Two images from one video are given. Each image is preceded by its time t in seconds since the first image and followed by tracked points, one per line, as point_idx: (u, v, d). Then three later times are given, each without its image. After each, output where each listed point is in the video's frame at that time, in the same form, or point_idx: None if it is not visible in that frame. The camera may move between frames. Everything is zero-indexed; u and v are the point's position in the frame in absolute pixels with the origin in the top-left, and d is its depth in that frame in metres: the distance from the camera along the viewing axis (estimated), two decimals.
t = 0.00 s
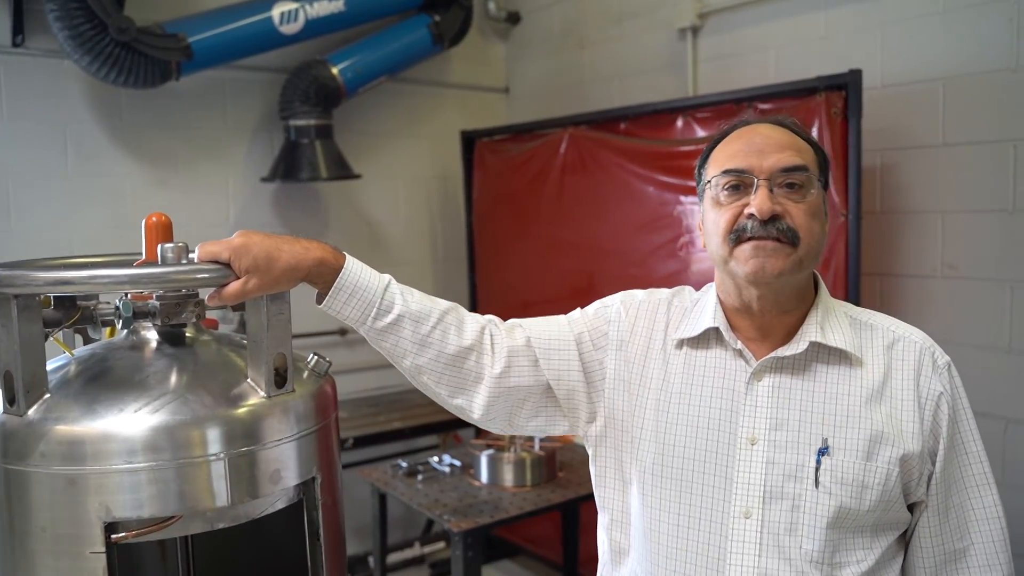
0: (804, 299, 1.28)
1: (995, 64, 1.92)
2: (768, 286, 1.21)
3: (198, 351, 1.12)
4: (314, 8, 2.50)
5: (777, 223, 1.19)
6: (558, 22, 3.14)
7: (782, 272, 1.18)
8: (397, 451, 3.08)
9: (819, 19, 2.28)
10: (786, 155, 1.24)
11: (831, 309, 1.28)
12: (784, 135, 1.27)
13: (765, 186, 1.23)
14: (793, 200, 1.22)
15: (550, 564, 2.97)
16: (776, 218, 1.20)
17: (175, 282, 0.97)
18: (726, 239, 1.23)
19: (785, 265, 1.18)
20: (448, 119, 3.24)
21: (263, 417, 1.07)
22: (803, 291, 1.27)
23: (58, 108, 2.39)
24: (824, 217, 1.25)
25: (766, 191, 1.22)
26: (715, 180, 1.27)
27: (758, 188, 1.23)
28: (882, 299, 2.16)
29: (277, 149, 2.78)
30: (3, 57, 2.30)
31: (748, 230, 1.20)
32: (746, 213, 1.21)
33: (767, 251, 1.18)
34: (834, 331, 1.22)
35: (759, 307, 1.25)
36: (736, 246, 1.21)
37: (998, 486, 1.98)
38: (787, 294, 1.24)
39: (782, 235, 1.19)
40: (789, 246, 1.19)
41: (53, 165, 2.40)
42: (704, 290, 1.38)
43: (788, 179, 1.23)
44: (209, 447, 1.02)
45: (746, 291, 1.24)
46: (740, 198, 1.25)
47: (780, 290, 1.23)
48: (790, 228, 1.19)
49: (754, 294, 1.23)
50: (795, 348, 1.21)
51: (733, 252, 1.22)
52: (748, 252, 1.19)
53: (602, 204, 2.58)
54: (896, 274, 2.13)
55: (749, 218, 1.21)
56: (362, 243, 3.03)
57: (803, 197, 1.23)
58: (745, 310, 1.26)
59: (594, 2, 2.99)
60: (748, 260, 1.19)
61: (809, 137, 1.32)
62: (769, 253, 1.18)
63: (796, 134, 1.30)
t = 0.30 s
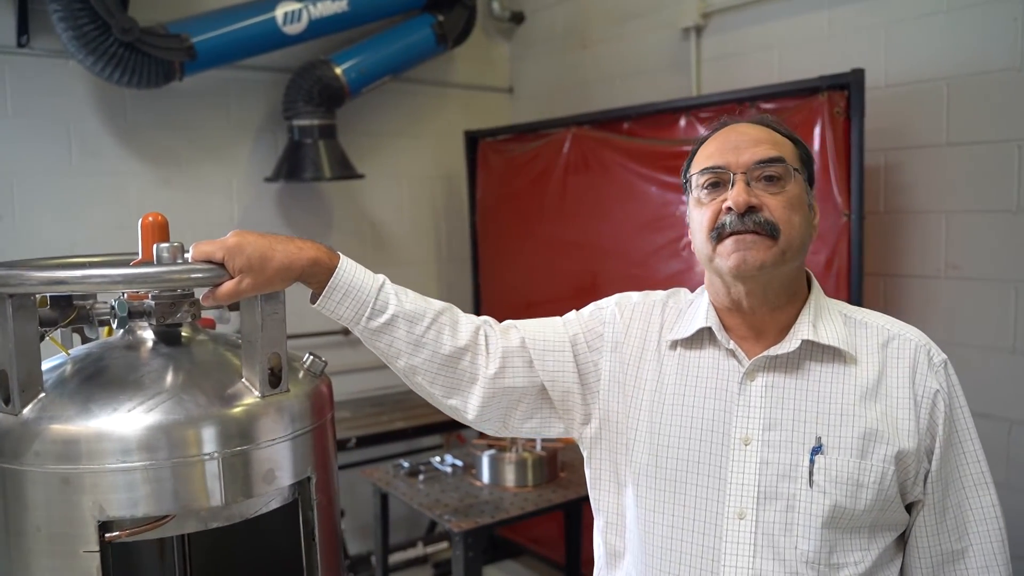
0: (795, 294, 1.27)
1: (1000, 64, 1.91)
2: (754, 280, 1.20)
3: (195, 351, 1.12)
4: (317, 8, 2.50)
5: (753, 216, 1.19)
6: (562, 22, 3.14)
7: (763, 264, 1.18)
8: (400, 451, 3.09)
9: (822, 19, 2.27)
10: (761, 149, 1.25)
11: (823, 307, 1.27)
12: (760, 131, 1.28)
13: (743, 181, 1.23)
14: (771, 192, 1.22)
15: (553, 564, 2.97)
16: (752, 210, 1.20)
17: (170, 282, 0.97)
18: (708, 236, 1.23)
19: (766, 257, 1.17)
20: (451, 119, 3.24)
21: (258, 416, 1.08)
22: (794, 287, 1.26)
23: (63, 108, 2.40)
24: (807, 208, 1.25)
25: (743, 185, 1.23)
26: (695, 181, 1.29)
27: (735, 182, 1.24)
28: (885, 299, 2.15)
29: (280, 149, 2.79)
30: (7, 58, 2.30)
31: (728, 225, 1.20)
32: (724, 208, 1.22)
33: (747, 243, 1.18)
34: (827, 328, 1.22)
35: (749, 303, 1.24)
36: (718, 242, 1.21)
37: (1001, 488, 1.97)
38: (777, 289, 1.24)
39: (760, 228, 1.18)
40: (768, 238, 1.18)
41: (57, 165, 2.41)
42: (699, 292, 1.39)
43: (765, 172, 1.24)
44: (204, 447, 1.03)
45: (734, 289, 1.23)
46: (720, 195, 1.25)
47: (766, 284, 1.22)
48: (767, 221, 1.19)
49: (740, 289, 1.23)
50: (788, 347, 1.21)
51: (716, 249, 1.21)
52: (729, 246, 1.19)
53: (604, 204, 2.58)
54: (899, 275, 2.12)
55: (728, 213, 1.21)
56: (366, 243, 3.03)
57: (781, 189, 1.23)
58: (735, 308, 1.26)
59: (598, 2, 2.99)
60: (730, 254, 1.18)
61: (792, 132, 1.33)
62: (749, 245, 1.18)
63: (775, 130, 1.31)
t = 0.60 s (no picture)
0: (806, 296, 1.26)
1: (1018, 62, 1.89)
2: (764, 285, 1.20)
3: (207, 350, 1.13)
4: (332, 9, 2.52)
5: (760, 220, 1.19)
6: (577, 22, 3.14)
7: (773, 269, 1.17)
8: (413, 450, 3.09)
9: (838, 18, 2.25)
10: (767, 152, 1.24)
11: (834, 308, 1.27)
12: (766, 133, 1.27)
13: (749, 184, 1.23)
14: (779, 195, 1.21)
15: (566, 565, 2.96)
16: (759, 214, 1.19)
17: (183, 282, 0.98)
18: (718, 241, 1.23)
19: (775, 262, 1.17)
20: (465, 119, 3.25)
21: (270, 415, 1.08)
22: (805, 288, 1.26)
23: (80, 108, 2.42)
24: (815, 210, 1.24)
25: (750, 189, 1.22)
26: (703, 186, 1.28)
27: (742, 186, 1.23)
28: (900, 300, 2.13)
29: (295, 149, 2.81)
30: (26, 59, 2.33)
31: (735, 229, 1.20)
32: (732, 213, 1.22)
33: (756, 249, 1.18)
34: (838, 329, 1.21)
35: (759, 307, 1.24)
36: (727, 248, 1.21)
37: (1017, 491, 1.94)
38: (787, 293, 1.23)
39: (767, 231, 1.18)
40: (776, 242, 1.18)
41: (75, 165, 2.43)
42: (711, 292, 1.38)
43: (772, 175, 1.23)
44: (217, 445, 1.04)
45: (743, 294, 1.23)
46: (727, 199, 1.25)
47: (776, 289, 1.21)
48: (774, 224, 1.18)
49: (750, 295, 1.22)
50: (798, 347, 1.20)
51: (726, 255, 1.21)
52: (738, 252, 1.19)
53: (618, 204, 2.58)
54: (914, 276, 2.10)
55: (735, 217, 1.21)
56: (380, 242, 3.04)
57: (788, 192, 1.22)
58: (746, 312, 1.26)
59: (612, 2, 2.98)
60: (739, 261, 1.18)
61: (798, 133, 1.32)
62: (758, 251, 1.17)
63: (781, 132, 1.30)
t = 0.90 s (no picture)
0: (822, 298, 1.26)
1: None
2: (782, 297, 1.20)
3: (224, 349, 1.14)
4: (351, 10, 2.53)
5: (776, 227, 1.18)
6: (595, 22, 3.13)
7: (792, 280, 1.17)
8: (431, 450, 3.10)
9: (858, 16, 2.23)
10: (784, 156, 1.23)
11: (848, 309, 1.26)
12: (781, 136, 1.26)
13: (763, 190, 1.22)
14: (794, 201, 1.20)
15: (583, 565, 2.96)
16: (775, 221, 1.18)
17: (201, 281, 0.99)
18: (734, 249, 1.22)
19: (794, 276, 1.17)
20: (483, 119, 3.25)
21: (287, 413, 1.09)
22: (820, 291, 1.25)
23: (103, 109, 2.45)
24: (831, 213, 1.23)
25: (765, 195, 1.21)
26: (718, 190, 1.27)
27: (758, 192, 1.22)
28: (920, 302, 2.11)
29: (314, 149, 2.82)
30: (50, 61, 2.36)
31: (751, 237, 1.19)
32: (748, 219, 1.21)
33: (775, 262, 1.17)
34: (851, 330, 1.20)
35: (774, 314, 1.23)
36: (744, 256, 1.20)
37: None
38: (803, 300, 1.22)
39: (785, 242, 1.18)
40: (794, 254, 1.17)
41: (97, 166, 2.46)
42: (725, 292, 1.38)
43: (788, 180, 1.22)
44: (233, 443, 1.05)
45: (759, 303, 1.22)
46: (742, 204, 1.24)
47: (795, 298, 1.21)
48: (791, 232, 1.18)
49: (767, 305, 1.22)
50: (813, 348, 1.19)
51: (742, 264, 1.21)
52: (756, 264, 1.18)
53: (635, 203, 2.57)
54: (934, 276, 2.08)
55: (751, 224, 1.20)
56: (398, 242, 3.05)
57: (804, 197, 1.21)
58: (761, 316, 1.25)
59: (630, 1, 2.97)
60: (757, 273, 1.18)
61: (812, 133, 1.30)
62: (777, 264, 1.17)
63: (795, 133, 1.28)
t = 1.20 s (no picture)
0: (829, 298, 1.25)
1: None
2: (789, 295, 1.19)
3: (238, 349, 1.15)
4: (366, 11, 2.54)
5: (785, 228, 1.17)
6: (610, 22, 3.13)
7: (800, 280, 1.16)
8: (445, 449, 3.11)
9: (874, 15, 2.21)
10: (794, 157, 1.22)
11: (856, 310, 1.24)
12: (792, 137, 1.25)
13: (772, 190, 1.21)
14: (803, 202, 1.20)
15: (596, 566, 2.96)
16: (784, 222, 1.18)
17: (214, 282, 1.00)
18: (742, 247, 1.21)
19: (802, 274, 1.16)
20: (498, 119, 3.25)
21: (299, 413, 1.10)
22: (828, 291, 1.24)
23: (120, 111, 2.48)
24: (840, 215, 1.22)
25: (774, 196, 1.20)
26: (728, 189, 1.26)
27: (767, 193, 1.21)
28: (936, 303, 2.09)
29: (329, 149, 2.84)
30: (69, 63, 2.39)
31: (760, 237, 1.18)
32: (757, 219, 1.20)
33: (783, 260, 1.16)
34: (860, 330, 1.19)
35: (781, 312, 1.22)
36: (753, 256, 1.20)
37: None
38: (810, 297, 1.21)
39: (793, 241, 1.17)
40: (803, 253, 1.16)
41: (115, 167, 2.49)
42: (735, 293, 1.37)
43: (797, 182, 1.21)
44: (245, 442, 1.05)
45: (766, 301, 1.22)
46: (752, 204, 1.23)
47: (802, 296, 1.20)
48: (800, 233, 1.17)
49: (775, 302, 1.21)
50: (820, 347, 1.19)
51: (750, 262, 1.20)
52: (763, 263, 1.18)
53: (648, 204, 2.57)
54: (950, 277, 2.06)
55: (760, 224, 1.19)
56: (412, 242, 3.06)
57: (814, 199, 1.20)
58: (768, 314, 1.24)
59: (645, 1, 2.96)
60: (764, 272, 1.17)
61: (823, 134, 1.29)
62: (784, 263, 1.16)
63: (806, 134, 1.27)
